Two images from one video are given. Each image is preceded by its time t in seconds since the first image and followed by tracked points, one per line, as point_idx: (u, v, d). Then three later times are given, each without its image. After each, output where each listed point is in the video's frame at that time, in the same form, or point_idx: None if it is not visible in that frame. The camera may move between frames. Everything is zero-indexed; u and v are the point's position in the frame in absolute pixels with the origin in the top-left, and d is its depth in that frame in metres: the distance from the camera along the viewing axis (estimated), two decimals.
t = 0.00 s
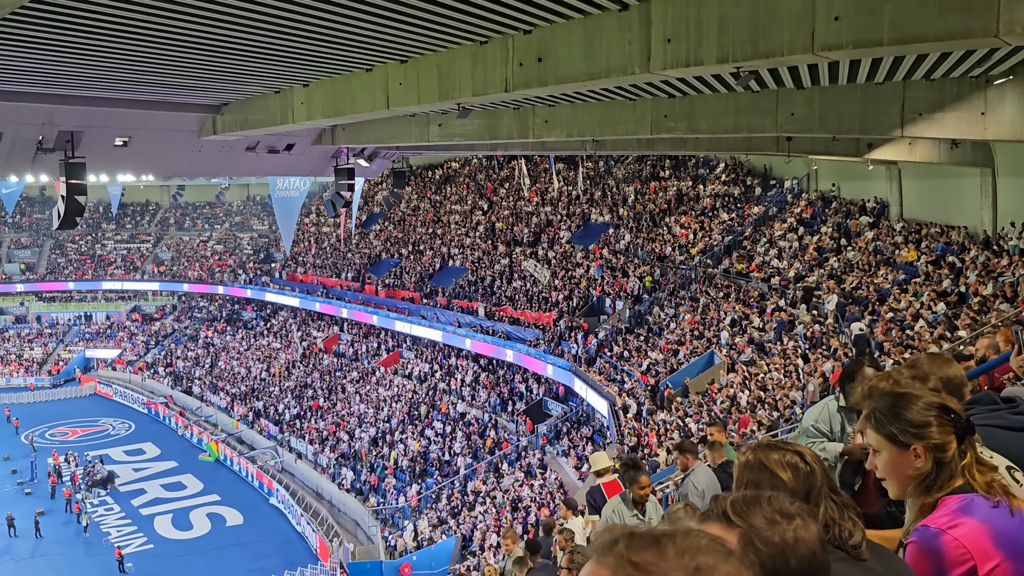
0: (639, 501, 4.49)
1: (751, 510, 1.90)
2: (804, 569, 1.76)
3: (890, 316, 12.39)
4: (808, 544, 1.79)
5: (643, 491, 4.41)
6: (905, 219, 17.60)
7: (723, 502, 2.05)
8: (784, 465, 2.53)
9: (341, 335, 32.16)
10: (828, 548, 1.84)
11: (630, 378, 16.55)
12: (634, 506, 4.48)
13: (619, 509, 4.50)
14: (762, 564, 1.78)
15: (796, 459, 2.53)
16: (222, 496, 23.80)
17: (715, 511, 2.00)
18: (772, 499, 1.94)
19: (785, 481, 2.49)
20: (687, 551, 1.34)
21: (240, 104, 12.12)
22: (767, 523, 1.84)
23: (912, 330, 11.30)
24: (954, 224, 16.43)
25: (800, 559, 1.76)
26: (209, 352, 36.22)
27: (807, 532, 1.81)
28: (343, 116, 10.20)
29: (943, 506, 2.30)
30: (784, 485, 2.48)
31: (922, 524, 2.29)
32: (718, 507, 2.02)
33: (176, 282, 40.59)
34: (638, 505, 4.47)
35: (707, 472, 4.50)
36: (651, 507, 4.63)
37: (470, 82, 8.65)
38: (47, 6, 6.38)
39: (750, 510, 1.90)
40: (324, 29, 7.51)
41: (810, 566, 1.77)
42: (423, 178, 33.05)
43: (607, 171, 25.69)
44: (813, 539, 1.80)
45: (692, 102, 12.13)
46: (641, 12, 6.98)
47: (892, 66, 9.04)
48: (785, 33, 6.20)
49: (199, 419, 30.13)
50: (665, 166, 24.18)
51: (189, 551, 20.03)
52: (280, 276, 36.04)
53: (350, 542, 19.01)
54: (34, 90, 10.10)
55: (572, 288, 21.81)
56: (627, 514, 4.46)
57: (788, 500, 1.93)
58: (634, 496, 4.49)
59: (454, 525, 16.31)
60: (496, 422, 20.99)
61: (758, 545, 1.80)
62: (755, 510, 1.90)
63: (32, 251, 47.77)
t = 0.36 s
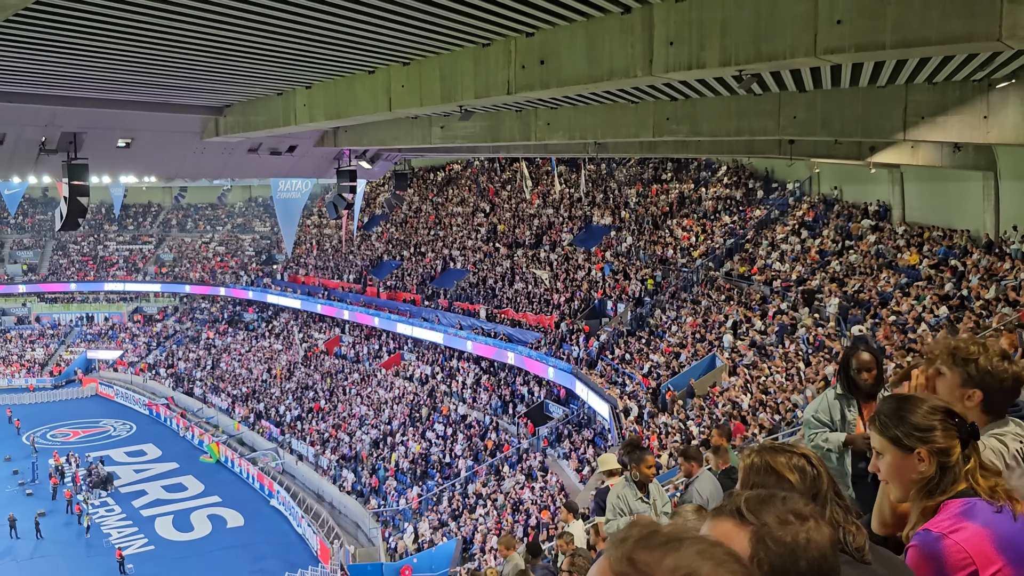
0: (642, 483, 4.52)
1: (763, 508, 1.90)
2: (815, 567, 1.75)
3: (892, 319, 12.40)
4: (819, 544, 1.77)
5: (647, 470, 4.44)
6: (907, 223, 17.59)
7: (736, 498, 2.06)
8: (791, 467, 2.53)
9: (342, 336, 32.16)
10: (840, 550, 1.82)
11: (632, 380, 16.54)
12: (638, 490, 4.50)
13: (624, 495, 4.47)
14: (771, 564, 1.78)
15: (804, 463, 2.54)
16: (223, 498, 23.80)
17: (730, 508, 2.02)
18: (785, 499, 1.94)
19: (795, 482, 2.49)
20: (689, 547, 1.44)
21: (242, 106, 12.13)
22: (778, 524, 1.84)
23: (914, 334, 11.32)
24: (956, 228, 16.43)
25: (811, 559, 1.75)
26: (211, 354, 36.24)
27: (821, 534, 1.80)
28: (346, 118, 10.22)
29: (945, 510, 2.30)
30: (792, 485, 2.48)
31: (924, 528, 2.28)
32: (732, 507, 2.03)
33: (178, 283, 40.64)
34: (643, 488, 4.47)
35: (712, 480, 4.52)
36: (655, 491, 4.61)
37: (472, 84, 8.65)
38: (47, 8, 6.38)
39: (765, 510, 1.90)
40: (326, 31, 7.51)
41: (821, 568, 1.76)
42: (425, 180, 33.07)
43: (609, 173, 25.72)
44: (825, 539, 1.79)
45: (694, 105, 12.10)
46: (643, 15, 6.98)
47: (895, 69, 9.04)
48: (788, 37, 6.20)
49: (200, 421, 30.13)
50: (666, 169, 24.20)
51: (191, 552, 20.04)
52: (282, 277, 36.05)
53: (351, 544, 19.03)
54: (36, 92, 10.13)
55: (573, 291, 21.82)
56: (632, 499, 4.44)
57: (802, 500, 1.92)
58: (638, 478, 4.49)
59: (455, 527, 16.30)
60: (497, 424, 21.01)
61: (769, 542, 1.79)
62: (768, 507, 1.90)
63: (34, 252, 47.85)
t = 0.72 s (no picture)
0: (657, 493, 4.70)
1: (796, 512, 1.79)
2: None
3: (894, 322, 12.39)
4: (852, 560, 1.68)
5: (663, 480, 4.59)
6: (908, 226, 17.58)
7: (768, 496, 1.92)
8: (785, 474, 2.54)
9: (342, 339, 32.12)
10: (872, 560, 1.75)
11: (632, 383, 16.53)
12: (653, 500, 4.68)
13: (639, 502, 4.68)
14: (799, 570, 1.69)
15: (798, 469, 2.55)
16: (223, 500, 23.78)
17: (761, 505, 1.88)
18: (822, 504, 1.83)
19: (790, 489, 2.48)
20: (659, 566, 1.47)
21: (242, 108, 12.14)
22: (812, 532, 1.72)
23: (916, 337, 11.32)
24: (956, 230, 16.41)
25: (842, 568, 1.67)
26: (211, 356, 36.24)
27: (853, 547, 1.71)
28: (346, 120, 10.23)
29: (947, 516, 2.29)
30: (780, 487, 2.49)
31: (925, 535, 2.26)
32: (763, 503, 1.89)
33: (178, 285, 40.66)
34: (657, 498, 4.66)
35: (716, 485, 4.55)
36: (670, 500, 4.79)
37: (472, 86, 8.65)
38: (46, 11, 6.39)
39: (799, 512, 1.79)
40: (326, 33, 7.53)
41: None
42: (425, 182, 33.07)
43: (610, 176, 25.75)
44: (860, 553, 1.71)
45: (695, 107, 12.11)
46: (644, 18, 6.99)
47: (895, 72, 9.05)
48: (787, 40, 6.20)
49: (200, 423, 30.11)
50: (667, 172, 24.21)
51: (191, 554, 19.99)
52: (282, 280, 36.06)
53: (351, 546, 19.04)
54: (38, 94, 10.14)
55: (574, 293, 21.82)
56: (647, 509, 4.64)
57: (837, 509, 1.81)
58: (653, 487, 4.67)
59: (455, 529, 16.27)
60: (498, 427, 21.02)
61: (802, 551, 1.69)
62: (803, 509, 1.79)
63: (34, 254, 47.91)
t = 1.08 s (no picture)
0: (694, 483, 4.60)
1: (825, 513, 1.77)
2: None
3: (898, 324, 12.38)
4: (881, 563, 1.66)
5: (700, 467, 4.57)
6: (914, 228, 17.55)
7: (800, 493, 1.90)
8: (781, 475, 2.53)
9: (347, 339, 32.15)
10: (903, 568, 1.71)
11: (637, 385, 16.50)
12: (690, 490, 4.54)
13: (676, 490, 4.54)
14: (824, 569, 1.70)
15: (795, 470, 2.54)
16: (227, 500, 23.85)
17: (791, 502, 1.87)
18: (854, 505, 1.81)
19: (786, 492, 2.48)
20: (653, 563, 1.54)
21: (247, 109, 12.17)
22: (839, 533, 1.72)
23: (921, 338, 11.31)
24: (962, 232, 16.36)
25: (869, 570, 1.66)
26: (215, 356, 36.33)
27: (883, 550, 1.68)
28: (351, 121, 10.25)
29: (951, 520, 2.29)
30: (776, 489, 2.49)
31: (929, 538, 2.26)
32: (793, 501, 1.86)
33: (183, 286, 40.77)
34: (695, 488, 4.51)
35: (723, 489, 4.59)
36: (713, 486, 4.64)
37: (477, 87, 8.65)
38: (52, 11, 6.43)
39: (828, 512, 1.77)
40: (331, 34, 7.55)
41: None
42: (430, 183, 33.09)
43: (615, 176, 25.72)
44: (890, 557, 1.68)
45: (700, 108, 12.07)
46: (649, 18, 6.99)
47: (900, 74, 9.04)
48: (793, 41, 6.19)
49: (204, 423, 30.20)
50: (672, 173, 24.20)
51: (195, 554, 20.03)
52: (287, 280, 36.13)
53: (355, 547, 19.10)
54: (44, 94, 10.19)
55: (578, 294, 21.83)
56: (683, 498, 4.48)
57: (868, 511, 1.80)
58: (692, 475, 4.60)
59: (459, 530, 16.27)
60: (502, 428, 21.01)
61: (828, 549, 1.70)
62: (833, 509, 1.78)
63: (40, 254, 48.13)
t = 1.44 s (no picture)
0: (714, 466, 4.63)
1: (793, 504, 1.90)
2: (840, 566, 1.74)
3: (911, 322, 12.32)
4: (848, 543, 1.76)
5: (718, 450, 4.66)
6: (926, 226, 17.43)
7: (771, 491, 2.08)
8: (792, 472, 2.54)
9: (357, 336, 32.22)
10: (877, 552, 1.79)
11: (647, 382, 16.48)
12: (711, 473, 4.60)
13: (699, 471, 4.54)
14: (793, 554, 1.78)
15: (806, 467, 2.54)
16: (238, 496, 24.01)
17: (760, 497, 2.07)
18: (817, 496, 1.93)
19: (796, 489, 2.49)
20: (645, 551, 1.59)
21: (259, 105, 12.24)
22: (808, 516, 1.82)
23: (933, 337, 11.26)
24: (975, 231, 16.24)
25: (836, 552, 1.75)
26: (227, 352, 36.54)
27: (850, 532, 1.78)
28: (363, 117, 10.27)
29: (963, 515, 2.28)
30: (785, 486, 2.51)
31: (941, 532, 2.27)
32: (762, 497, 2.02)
33: (194, 282, 41.01)
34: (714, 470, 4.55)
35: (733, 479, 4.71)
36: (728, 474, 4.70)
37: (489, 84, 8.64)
38: (68, 8, 6.49)
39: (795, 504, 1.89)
40: (344, 31, 7.58)
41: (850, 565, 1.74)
42: (441, 180, 33.10)
43: (626, 174, 25.65)
44: (855, 539, 1.77)
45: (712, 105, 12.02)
46: (661, 15, 6.96)
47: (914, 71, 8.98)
48: (806, 37, 6.16)
49: (216, 419, 30.42)
50: (683, 170, 24.12)
51: (206, 549, 20.20)
52: (298, 276, 36.30)
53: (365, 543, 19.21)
54: (57, 91, 10.28)
55: (589, 291, 21.80)
56: (705, 477, 4.50)
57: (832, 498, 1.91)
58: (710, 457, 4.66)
59: (469, 527, 16.34)
60: (512, 425, 21.02)
61: (794, 534, 1.80)
62: (799, 502, 1.91)
63: (54, 249, 48.52)
